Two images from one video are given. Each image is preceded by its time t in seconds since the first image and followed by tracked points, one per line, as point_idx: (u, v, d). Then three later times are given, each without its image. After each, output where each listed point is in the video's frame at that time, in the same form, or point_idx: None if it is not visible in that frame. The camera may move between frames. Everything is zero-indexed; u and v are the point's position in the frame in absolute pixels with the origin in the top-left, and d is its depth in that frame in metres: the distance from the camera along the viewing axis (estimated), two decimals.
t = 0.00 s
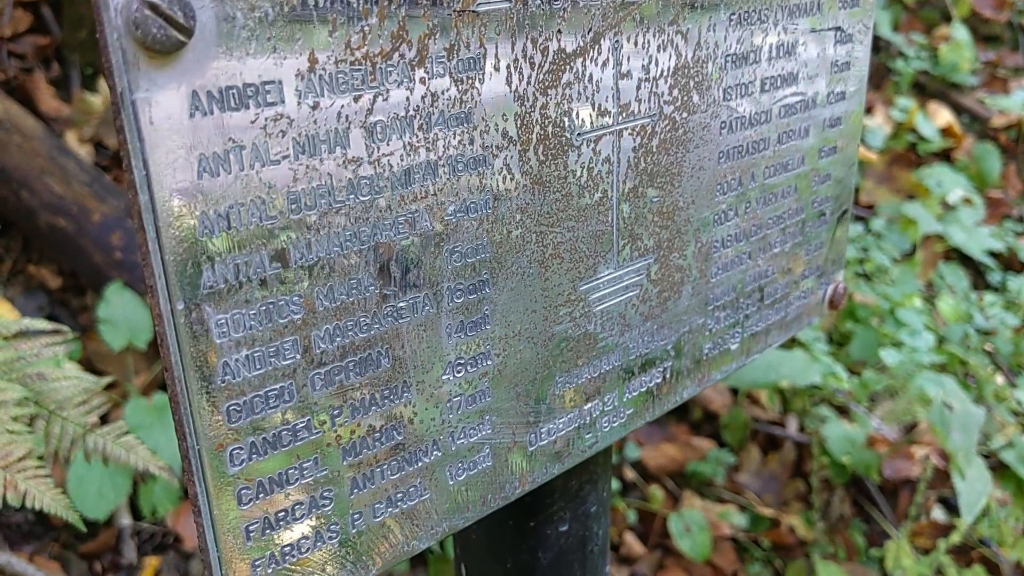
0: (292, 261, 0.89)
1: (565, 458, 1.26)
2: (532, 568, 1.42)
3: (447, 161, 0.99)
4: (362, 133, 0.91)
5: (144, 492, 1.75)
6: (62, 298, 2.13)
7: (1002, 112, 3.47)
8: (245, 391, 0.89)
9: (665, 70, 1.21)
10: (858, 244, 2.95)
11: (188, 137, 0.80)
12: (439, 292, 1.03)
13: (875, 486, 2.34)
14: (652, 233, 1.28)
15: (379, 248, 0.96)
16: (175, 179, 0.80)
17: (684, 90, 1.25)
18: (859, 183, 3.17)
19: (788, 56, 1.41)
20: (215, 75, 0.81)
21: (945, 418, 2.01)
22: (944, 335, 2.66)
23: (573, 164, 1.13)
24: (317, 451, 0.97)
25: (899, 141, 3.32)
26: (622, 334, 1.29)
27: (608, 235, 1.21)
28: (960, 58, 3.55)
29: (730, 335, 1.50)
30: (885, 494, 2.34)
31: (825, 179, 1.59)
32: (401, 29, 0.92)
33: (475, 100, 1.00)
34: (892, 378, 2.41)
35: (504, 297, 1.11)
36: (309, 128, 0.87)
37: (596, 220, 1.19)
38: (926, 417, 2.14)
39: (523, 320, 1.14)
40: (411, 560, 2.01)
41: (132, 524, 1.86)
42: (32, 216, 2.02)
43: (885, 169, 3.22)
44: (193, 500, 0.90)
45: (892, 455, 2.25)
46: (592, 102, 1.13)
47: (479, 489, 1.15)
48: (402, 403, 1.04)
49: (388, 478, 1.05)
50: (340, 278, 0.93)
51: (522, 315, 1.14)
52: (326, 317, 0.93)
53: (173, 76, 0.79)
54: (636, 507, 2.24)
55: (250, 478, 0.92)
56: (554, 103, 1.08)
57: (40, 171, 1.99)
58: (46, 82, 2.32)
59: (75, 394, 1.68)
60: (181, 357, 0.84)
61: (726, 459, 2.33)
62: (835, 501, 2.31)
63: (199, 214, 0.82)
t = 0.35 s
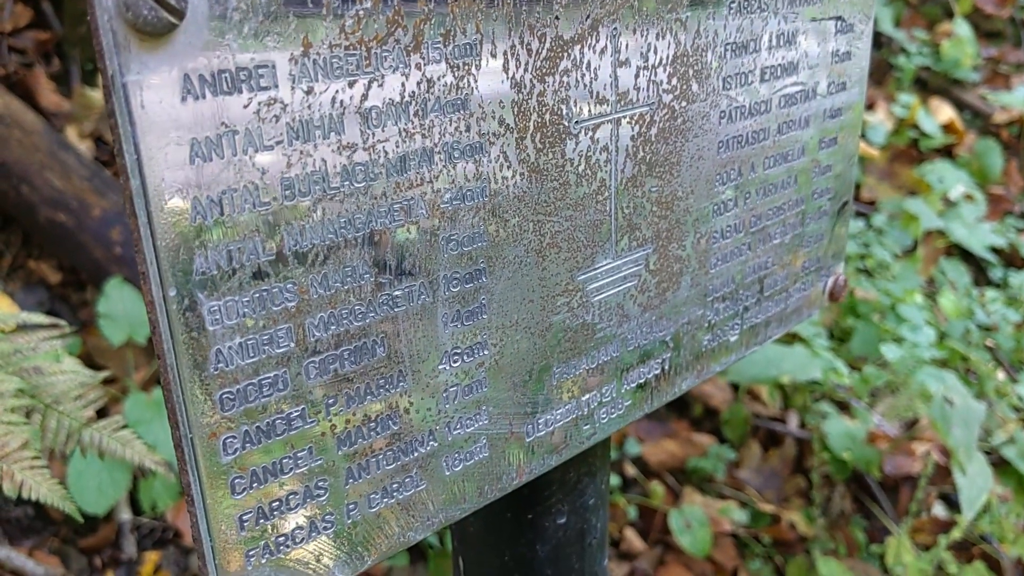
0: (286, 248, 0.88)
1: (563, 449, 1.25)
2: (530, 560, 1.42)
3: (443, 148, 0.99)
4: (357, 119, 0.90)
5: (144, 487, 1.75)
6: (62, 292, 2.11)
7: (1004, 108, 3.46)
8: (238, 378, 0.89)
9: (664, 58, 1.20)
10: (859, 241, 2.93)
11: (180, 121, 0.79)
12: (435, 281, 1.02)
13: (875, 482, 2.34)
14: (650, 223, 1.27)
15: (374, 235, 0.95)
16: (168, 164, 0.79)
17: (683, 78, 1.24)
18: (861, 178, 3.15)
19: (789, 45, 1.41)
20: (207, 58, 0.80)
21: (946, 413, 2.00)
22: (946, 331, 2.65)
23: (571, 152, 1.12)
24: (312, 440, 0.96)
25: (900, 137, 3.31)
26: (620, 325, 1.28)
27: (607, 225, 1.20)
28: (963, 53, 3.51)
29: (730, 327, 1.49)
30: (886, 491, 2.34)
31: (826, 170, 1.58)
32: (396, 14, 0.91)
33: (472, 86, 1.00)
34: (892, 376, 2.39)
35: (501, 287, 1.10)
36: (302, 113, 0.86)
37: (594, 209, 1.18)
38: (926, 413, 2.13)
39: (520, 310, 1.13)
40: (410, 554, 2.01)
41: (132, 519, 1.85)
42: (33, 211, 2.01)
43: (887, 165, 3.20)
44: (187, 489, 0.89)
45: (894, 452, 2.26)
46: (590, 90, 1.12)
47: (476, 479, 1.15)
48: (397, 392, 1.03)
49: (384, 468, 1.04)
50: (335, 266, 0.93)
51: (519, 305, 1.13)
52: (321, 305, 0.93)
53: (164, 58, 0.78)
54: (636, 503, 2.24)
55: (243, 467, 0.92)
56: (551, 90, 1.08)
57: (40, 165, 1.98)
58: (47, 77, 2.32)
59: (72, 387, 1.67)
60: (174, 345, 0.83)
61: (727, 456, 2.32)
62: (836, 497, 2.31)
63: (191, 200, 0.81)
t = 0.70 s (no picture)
0: (282, 230, 0.88)
1: (562, 438, 1.25)
2: (529, 550, 1.41)
3: (441, 132, 0.98)
4: (353, 102, 0.90)
5: (144, 480, 1.74)
6: (62, 287, 2.11)
7: (1006, 103, 3.45)
8: (234, 362, 0.88)
9: (663, 44, 1.20)
10: (860, 235, 2.91)
11: (174, 101, 0.79)
12: (433, 266, 1.02)
13: (876, 477, 2.34)
14: (650, 211, 1.26)
15: (371, 220, 0.94)
16: (163, 145, 0.79)
17: (682, 65, 1.23)
18: (862, 173, 3.14)
19: (789, 32, 1.40)
20: (202, 38, 0.79)
21: (947, 406, 1.99)
22: (947, 325, 2.64)
23: (569, 138, 1.12)
24: (309, 426, 0.96)
25: (902, 131, 3.31)
26: (619, 313, 1.28)
27: (606, 212, 1.20)
28: (965, 48, 3.51)
29: (730, 316, 1.48)
30: (887, 486, 2.35)
31: (826, 159, 1.57)
32: None
33: (469, 69, 0.99)
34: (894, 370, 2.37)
35: (499, 273, 1.09)
36: (298, 94, 0.86)
37: (593, 195, 1.17)
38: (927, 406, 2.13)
39: (519, 296, 1.13)
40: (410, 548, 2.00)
41: (131, 513, 1.85)
42: (33, 205, 2.00)
43: (888, 162, 3.15)
44: (182, 474, 0.89)
45: (895, 447, 2.24)
46: (589, 75, 1.12)
47: (474, 467, 1.14)
48: (394, 378, 1.02)
49: (381, 454, 1.03)
50: (331, 250, 0.92)
51: (517, 291, 1.12)
52: (317, 289, 0.92)
53: (159, 38, 0.77)
54: (637, 497, 2.23)
55: (240, 452, 0.91)
56: (550, 74, 1.07)
57: (40, 159, 1.97)
58: (46, 72, 2.31)
59: (71, 378, 1.66)
60: (169, 328, 0.83)
61: (728, 451, 2.31)
62: (837, 493, 2.29)
63: (187, 182, 0.81)
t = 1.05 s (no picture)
0: (287, 218, 0.88)
1: (564, 426, 1.25)
2: (531, 539, 1.42)
3: (445, 121, 0.99)
4: (357, 90, 0.90)
5: (148, 474, 1.75)
6: (65, 281, 2.11)
7: (1008, 99, 3.45)
8: (240, 348, 0.89)
9: (666, 35, 1.20)
10: (862, 230, 2.91)
11: (180, 87, 0.79)
12: (436, 254, 1.02)
13: (877, 472, 2.34)
14: (652, 200, 1.27)
15: (375, 208, 0.95)
16: (170, 133, 0.80)
17: (684, 55, 1.24)
18: (864, 169, 3.15)
19: (791, 23, 1.41)
20: (208, 26, 0.80)
21: (948, 400, 2.00)
22: (949, 320, 2.64)
23: (572, 127, 1.12)
24: (313, 412, 0.97)
25: (904, 127, 3.30)
26: (621, 303, 1.28)
27: (608, 202, 1.20)
28: (967, 44, 3.51)
29: (731, 306, 1.49)
30: (888, 482, 2.35)
31: (828, 150, 1.58)
32: None
33: (473, 58, 1.00)
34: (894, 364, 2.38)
35: (502, 262, 1.10)
36: (303, 81, 0.86)
37: (595, 185, 1.18)
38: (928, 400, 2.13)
39: (522, 285, 1.13)
40: (412, 541, 2.01)
41: (134, 506, 1.85)
42: (35, 199, 2.00)
43: (890, 156, 3.18)
44: (188, 460, 0.89)
45: (895, 442, 2.25)
46: (593, 65, 1.12)
47: (477, 455, 1.15)
48: (398, 365, 1.03)
49: (385, 441, 1.04)
50: (336, 237, 0.93)
51: (519, 280, 1.13)
52: (322, 276, 0.93)
53: (164, 25, 0.78)
54: (638, 492, 2.23)
55: (245, 437, 0.92)
56: (553, 64, 1.08)
57: (43, 154, 1.98)
58: (49, 66, 2.32)
59: (73, 369, 1.66)
60: (175, 314, 0.84)
61: (729, 446, 2.32)
62: (838, 488, 2.29)
63: (193, 168, 0.82)
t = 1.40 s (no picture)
0: (297, 205, 0.89)
1: (570, 416, 1.26)
2: (536, 529, 1.43)
3: (453, 110, 0.99)
4: (367, 78, 0.91)
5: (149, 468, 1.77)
6: (69, 276, 2.12)
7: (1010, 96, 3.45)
8: (251, 335, 0.89)
9: (673, 27, 1.21)
10: (865, 227, 2.92)
11: (192, 75, 0.80)
12: (444, 243, 1.03)
13: (879, 468, 2.35)
14: (658, 191, 1.27)
15: (384, 196, 0.96)
16: (181, 119, 0.80)
17: (691, 46, 1.24)
18: (867, 166, 3.15)
19: (797, 15, 1.41)
20: (221, 13, 0.80)
21: (951, 396, 2.00)
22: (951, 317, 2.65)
23: (579, 118, 1.13)
24: (322, 399, 0.97)
25: (906, 124, 3.30)
26: (626, 293, 1.29)
27: (614, 193, 1.21)
28: (970, 41, 3.51)
29: (736, 298, 1.50)
30: (890, 477, 2.36)
31: (833, 143, 1.58)
32: None
33: (481, 48, 1.00)
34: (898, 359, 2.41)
35: (509, 251, 1.10)
36: (314, 69, 0.87)
37: (601, 176, 1.18)
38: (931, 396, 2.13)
39: (529, 274, 1.14)
40: (416, 536, 2.02)
41: (138, 501, 1.86)
42: (39, 194, 2.01)
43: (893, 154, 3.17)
44: (199, 446, 0.90)
45: (898, 439, 2.23)
46: (600, 55, 1.13)
47: (483, 443, 1.16)
48: (406, 353, 1.04)
49: (393, 429, 1.05)
50: (345, 226, 0.93)
51: (526, 269, 1.13)
52: (331, 263, 0.93)
53: (177, 13, 0.78)
54: (641, 487, 2.24)
55: (255, 424, 0.93)
56: (560, 54, 1.08)
57: (47, 149, 1.99)
58: (53, 62, 2.32)
59: (80, 362, 1.67)
60: (187, 299, 0.84)
61: (731, 442, 2.34)
62: (840, 483, 2.30)
63: (205, 155, 0.82)
